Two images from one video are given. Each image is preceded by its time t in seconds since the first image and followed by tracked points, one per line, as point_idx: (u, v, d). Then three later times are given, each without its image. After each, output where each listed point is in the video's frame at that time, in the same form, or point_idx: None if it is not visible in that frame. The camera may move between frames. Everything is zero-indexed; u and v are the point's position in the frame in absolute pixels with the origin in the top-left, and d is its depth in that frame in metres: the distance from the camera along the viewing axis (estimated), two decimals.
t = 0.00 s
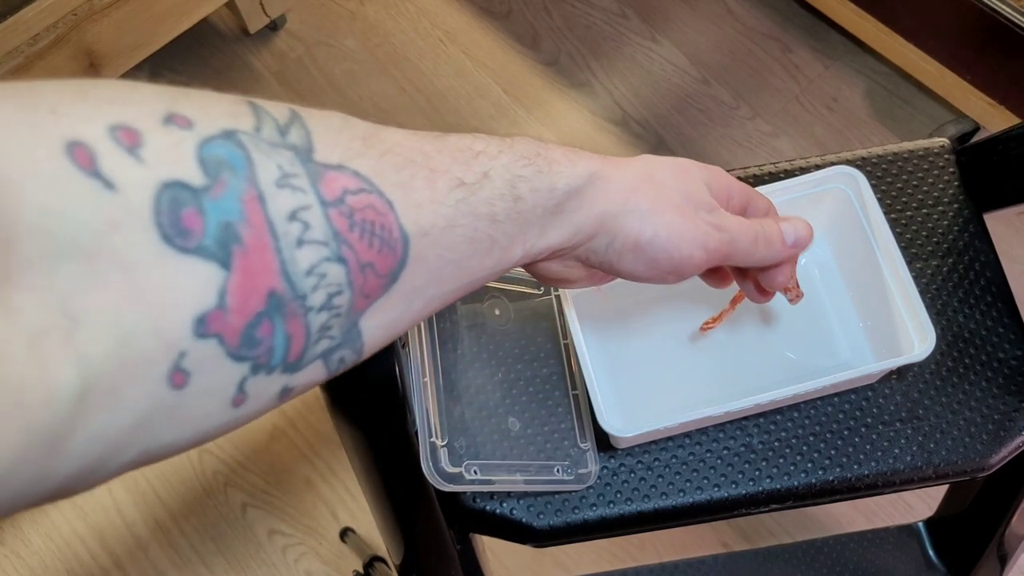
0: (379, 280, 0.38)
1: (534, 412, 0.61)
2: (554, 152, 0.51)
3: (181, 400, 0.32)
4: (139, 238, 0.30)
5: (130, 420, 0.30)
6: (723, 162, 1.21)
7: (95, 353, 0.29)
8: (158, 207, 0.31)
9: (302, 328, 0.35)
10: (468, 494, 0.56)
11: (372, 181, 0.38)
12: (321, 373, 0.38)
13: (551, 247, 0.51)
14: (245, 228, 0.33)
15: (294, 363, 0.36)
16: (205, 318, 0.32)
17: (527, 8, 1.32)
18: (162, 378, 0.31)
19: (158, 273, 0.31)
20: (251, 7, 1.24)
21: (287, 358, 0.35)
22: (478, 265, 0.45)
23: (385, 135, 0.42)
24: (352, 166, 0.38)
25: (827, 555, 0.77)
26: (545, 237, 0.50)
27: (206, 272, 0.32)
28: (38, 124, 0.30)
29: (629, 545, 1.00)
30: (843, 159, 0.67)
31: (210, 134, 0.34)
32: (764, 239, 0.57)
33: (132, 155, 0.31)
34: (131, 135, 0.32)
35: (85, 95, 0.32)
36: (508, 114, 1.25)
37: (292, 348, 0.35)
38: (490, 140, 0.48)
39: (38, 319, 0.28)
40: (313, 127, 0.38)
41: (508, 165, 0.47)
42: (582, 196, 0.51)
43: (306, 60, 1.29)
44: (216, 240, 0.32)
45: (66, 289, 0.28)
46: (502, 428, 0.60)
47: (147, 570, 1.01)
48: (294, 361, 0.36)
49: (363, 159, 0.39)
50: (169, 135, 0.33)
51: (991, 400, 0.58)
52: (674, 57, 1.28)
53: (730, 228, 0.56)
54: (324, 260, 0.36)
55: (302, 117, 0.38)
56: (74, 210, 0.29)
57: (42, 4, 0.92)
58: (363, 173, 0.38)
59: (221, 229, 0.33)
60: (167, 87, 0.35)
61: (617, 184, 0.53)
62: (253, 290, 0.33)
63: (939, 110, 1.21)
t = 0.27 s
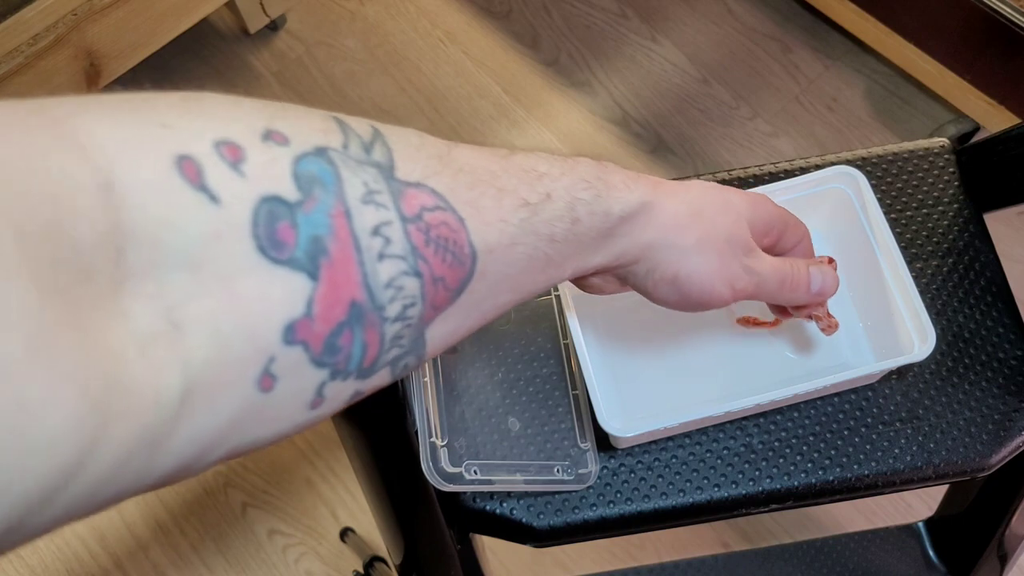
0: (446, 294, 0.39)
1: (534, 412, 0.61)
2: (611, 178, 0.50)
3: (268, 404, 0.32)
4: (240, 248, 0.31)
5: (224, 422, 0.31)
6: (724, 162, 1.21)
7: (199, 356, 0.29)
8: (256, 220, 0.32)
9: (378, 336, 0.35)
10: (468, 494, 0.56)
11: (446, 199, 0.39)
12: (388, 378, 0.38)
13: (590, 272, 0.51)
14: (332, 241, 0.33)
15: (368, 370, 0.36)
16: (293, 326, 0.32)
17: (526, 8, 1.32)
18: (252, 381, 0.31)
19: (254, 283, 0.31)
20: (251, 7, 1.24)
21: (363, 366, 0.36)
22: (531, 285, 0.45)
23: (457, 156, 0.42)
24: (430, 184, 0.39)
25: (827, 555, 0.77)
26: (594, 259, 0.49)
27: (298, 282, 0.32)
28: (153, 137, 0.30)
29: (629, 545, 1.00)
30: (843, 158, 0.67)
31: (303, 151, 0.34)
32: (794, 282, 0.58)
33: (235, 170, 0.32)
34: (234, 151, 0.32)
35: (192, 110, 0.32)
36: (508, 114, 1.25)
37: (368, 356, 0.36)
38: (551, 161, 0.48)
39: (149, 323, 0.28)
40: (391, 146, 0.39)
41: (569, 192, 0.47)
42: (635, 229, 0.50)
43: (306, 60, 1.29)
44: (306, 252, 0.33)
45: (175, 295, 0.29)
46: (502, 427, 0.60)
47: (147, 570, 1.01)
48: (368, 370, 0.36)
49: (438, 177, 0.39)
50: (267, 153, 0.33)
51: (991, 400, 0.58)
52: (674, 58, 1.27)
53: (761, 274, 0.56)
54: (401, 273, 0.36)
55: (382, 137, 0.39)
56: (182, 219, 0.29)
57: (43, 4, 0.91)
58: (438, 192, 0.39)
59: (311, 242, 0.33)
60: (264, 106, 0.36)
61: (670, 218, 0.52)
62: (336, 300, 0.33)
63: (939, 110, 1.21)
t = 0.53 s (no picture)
0: (482, 317, 0.40)
1: (534, 412, 0.61)
2: (636, 212, 0.50)
3: (316, 420, 0.32)
4: (297, 271, 0.31)
5: (278, 437, 0.31)
6: (724, 162, 1.21)
7: (257, 372, 0.29)
8: (312, 244, 0.32)
9: (417, 357, 0.36)
10: (468, 494, 0.56)
11: (486, 225, 0.40)
12: (420, 395, 0.39)
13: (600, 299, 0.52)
14: (382, 266, 0.34)
15: (406, 389, 0.37)
16: (343, 345, 0.32)
17: (527, 8, 1.31)
18: (305, 398, 0.31)
19: (309, 305, 0.31)
20: (251, 7, 1.24)
21: (402, 384, 0.36)
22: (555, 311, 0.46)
23: (490, 184, 0.42)
24: (470, 212, 0.39)
25: (827, 555, 0.77)
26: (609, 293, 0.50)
27: (349, 305, 0.32)
28: (217, 162, 0.30)
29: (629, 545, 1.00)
30: (843, 158, 0.67)
31: (355, 178, 0.35)
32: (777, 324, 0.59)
33: (293, 197, 0.32)
34: (293, 178, 0.32)
35: (252, 135, 0.33)
36: (508, 114, 1.25)
37: (407, 375, 0.36)
38: (580, 192, 0.48)
39: (214, 340, 0.28)
40: (433, 174, 0.39)
41: (595, 228, 0.47)
42: (651, 266, 0.51)
43: (306, 60, 1.29)
44: (358, 276, 0.33)
45: (236, 314, 0.29)
46: (502, 428, 0.60)
47: (147, 570, 1.01)
48: (405, 388, 0.37)
49: (478, 204, 0.40)
50: (323, 180, 0.33)
51: (991, 400, 0.58)
52: (674, 57, 1.27)
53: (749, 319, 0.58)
54: (442, 297, 0.37)
55: (426, 166, 0.39)
56: (243, 242, 0.30)
57: (43, 3, 0.91)
58: (478, 219, 0.39)
59: (362, 267, 0.33)
60: (317, 131, 0.36)
61: (685, 256, 0.52)
62: (384, 322, 0.34)
63: (939, 110, 1.21)
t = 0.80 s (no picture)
0: (515, 346, 0.40)
1: (535, 412, 0.61)
2: (662, 255, 0.51)
3: (354, 439, 0.33)
4: (343, 296, 0.32)
5: (319, 453, 0.32)
6: (724, 162, 1.21)
7: (304, 391, 0.30)
8: (358, 270, 0.33)
9: (454, 382, 0.37)
10: (468, 494, 0.56)
11: (524, 259, 0.40)
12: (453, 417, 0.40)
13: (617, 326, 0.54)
14: (424, 294, 0.35)
15: (440, 411, 0.38)
16: (383, 369, 0.33)
17: (527, 8, 1.31)
18: (345, 418, 0.32)
19: (352, 329, 0.32)
20: (252, 7, 1.24)
21: (437, 409, 0.37)
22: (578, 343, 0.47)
23: (526, 219, 0.42)
24: (510, 245, 0.40)
25: (827, 555, 0.77)
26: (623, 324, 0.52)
27: (391, 330, 0.33)
28: (273, 188, 0.31)
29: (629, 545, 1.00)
30: (844, 158, 0.67)
31: (404, 208, 0.36)
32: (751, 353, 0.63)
33: (344, 225, 0.33)
34: (345, 207, 0.33)
35: (308, 162, 0.34)
36: (508, 114, 1.25)
37: (442, 400, 0.37)
38: (610, 229, 0.48)
39: (265, 359, 0.29)
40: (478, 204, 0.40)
41: (623, 268, 0.47)
42: (660, 307, 0.52)
43: (306, 60, 1.29)
44: (400, 304, 0.34)
45: (284, 334, 0.30)
46: (502, 427, 0.60)
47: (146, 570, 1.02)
48: (439, 412, 0.37)
49: (517, 237, 0.40)
50: (374, 209, 0.34)
51: (990, 400, 0.58)
52: (674, 57, 1.27)
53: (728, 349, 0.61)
54: (480, 326, 0.37)
55: (471, 196, 0.40)
56: (293, 267, 0.31)
57: (43, 3, 0.91)
58: (517, 251, 0.40)
59: (405, 295, 0.34)
60: (370, 159, 0.37)
61: (690, 300, 0.53)
62: (423, 348, 0.34)
63: (939, 110, 1.21)
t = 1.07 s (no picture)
0: (530, 360, 0.42)
1: (535, 414, 0.60)
2: (670, 279, 0.54)
3: (376, 445, 0.35)
4: (373, 308, 0.33)
5: (346, 458, 0.33)
6: (725, 161, 1.21)
7: (334, 398, 0.32)
8: (390, 284, 0.34)
9: (472, 392, 0.39)
10: (468, 497, 0.56)
11: (544, 277, 0.42)
12: (466, 424, 0.42)
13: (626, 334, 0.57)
14: (449, 308, 0.36)
15: (456, 418, 0.40)
16: (408, 380, 0.35)
17: (527, 7, 1.31)
18: (370, 425, 0.34)
19: (381, 340, 0.33)
20: (250, 5, 1.23)
21: (452, 417, 0.39)
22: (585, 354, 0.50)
23: (549, 236, 0.45)
24: (531, 263, 0.42)
25: (830, 558, 0.76)
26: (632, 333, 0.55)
27: (417, 342, 0.35)
28: (310, 198, 0.33)
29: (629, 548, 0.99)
30: (848, 158, 0.66)
31: (434, 223, 0.37)
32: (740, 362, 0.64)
33: (378, 237, 0.34)
34: (379, 219, 0.35)
35: (345, 175, 0.35)
36: (508, 113, 1.24)
37: (459, 409, 0.39)
38: (627, 250, 0.51)
39: (297, 365, 0.31)
40: (503, 222, 0.42)
41: (633, 290, 0.50)
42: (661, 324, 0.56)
43: (306, 59, 1.28)
44: (427, 317, 0.35)
45: (314, 341, 0.32)
46: (502, 429, 0.60)
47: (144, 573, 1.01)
48: (454, 420, 0.40)
49: (539, 255, 0.43)
50: (407, 223, 0.36)
51: (995, 402, 0.57)
52: (675, 56, 1.27)
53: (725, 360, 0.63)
54: (500, 341, 0.39)
55: (496, 213, 0.42)
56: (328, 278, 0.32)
57: (39, 2, 0.90)
58: (538, 270, 0.42)
59: (432, 308, 0.35)
60: (404, 173, 0.38)
61: (689, 321, 0.57)
62: (446, 360, 0.36)
63: (943, 109, 1.20)
